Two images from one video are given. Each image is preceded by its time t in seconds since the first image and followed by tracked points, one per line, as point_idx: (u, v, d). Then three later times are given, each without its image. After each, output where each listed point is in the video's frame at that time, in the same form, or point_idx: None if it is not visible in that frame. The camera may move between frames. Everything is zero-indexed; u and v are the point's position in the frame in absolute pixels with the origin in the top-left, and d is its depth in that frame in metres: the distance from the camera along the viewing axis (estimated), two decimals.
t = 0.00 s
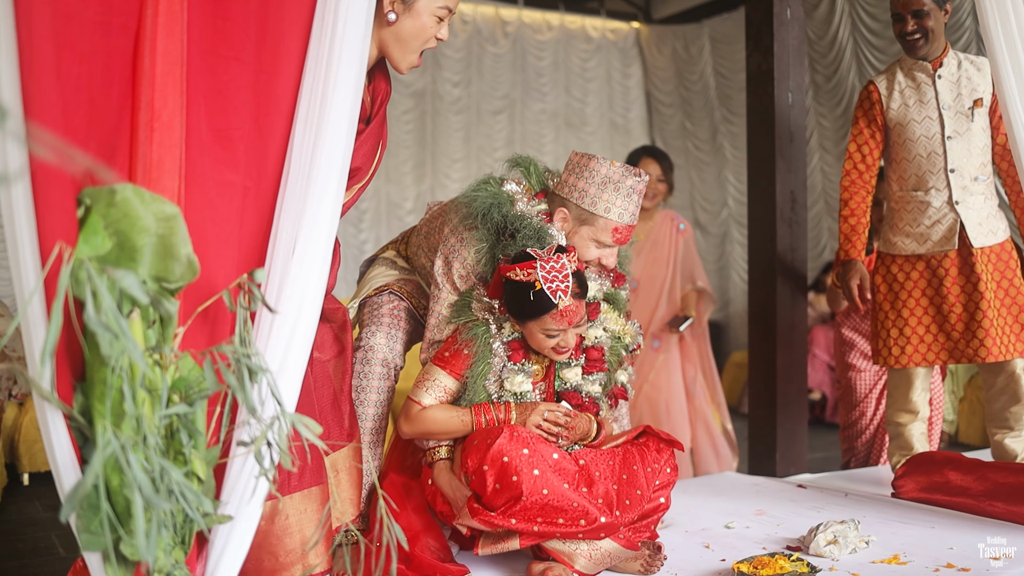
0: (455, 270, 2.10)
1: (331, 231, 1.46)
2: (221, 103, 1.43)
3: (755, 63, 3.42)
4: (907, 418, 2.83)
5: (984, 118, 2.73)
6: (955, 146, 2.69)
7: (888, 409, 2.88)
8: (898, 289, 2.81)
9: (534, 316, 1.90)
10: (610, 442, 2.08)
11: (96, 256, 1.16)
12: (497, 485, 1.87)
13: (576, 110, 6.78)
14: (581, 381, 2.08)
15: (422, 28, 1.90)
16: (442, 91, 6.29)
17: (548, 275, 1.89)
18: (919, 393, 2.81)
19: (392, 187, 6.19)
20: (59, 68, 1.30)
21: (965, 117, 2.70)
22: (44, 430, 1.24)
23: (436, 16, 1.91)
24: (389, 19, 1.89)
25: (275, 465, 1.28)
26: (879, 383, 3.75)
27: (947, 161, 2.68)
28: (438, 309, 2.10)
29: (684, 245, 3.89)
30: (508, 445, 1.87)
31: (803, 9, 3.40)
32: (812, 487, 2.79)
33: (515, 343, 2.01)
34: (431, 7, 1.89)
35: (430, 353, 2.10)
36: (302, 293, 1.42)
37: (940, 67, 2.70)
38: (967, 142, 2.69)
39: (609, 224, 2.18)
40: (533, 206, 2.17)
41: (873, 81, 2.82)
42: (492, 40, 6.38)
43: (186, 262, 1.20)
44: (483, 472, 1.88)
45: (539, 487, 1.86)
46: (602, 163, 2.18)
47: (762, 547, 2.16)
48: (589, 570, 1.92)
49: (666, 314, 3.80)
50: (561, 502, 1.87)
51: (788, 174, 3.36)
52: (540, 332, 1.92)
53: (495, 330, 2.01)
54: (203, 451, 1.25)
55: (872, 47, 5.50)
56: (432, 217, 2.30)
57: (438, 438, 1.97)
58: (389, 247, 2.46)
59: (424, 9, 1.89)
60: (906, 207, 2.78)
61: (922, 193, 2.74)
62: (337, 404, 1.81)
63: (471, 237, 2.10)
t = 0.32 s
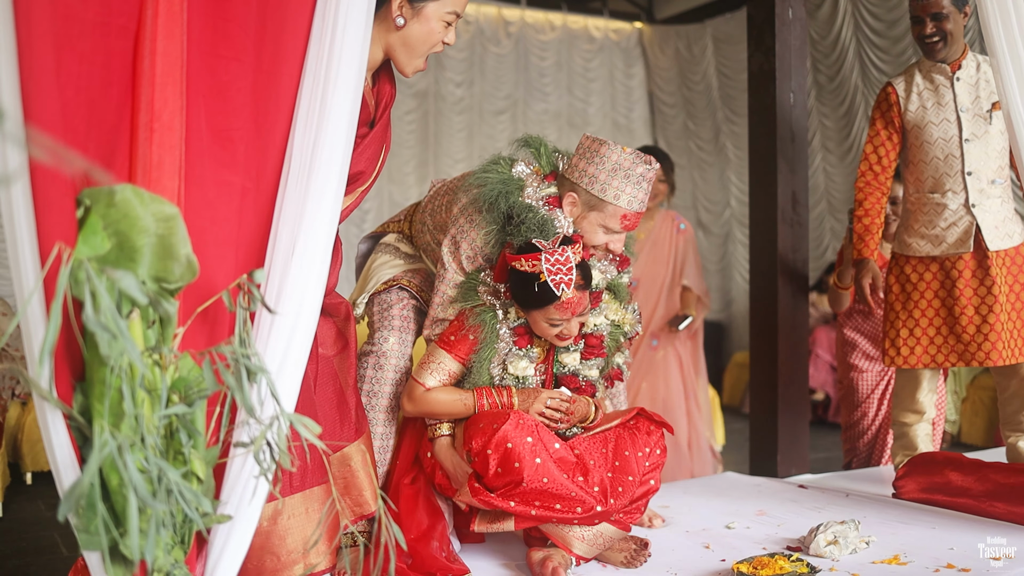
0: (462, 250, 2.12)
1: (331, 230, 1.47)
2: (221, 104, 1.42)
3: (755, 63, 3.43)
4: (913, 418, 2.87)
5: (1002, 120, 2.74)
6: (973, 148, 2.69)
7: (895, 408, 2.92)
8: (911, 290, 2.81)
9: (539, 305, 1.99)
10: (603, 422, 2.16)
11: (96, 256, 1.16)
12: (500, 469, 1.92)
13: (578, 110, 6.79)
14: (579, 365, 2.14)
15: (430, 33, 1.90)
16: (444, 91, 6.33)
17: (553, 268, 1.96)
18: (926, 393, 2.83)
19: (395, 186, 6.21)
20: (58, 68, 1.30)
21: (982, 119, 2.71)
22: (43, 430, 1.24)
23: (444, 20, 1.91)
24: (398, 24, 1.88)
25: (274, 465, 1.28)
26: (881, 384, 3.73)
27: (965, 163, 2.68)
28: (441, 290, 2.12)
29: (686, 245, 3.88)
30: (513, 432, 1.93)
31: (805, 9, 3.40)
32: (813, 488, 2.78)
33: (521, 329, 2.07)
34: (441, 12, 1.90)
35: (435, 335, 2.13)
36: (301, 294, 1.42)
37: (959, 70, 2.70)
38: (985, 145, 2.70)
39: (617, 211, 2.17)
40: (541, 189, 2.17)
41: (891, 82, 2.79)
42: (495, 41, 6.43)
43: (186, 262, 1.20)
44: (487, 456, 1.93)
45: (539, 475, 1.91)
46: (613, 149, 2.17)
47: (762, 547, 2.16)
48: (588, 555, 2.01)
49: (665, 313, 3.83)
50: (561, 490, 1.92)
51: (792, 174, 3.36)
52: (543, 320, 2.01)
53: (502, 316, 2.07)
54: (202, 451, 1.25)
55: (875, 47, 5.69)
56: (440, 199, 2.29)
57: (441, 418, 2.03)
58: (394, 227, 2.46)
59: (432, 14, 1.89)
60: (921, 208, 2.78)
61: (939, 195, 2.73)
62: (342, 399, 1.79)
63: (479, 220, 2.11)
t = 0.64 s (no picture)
0: (478, 228, 2.10)
1: (330, 233, 1.47)
2: (219, 107, 1.43)
3: (755, 65, 3.43)
4: (918, 417, 2.90)
5: None
6: (997, 152, 2.70)
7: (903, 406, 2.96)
8: (931, 292, 2.82)
9: (552, 294, 2.01)
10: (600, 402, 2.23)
11: (94, 260, 1.17)
12: (502, 448, 2.00)
13: (579, 110, 6.84)
14: (584, 349, 2.18)
15: (431, 35, 1.91)
16: (445, 92, 6.40)
17: (571, 259, 1.98)
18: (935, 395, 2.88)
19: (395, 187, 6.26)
20: (57, 73, 1.30)
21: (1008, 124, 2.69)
22: (42, 433, 1.25)
23: (444, 22, 1.93)
24: (399, 25, 1.89)
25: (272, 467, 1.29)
26: (882, 384, 3.69)
27: (988, 166, 2.70)
28: (453, 266, 2.12)
29: (691, 247, 3.95)
30: (519, 412, 2.00)
31: (805, 11, 3.40)
32: (811, 488, 2.79)
33: (530, 315, 2.11)
34: (442, 13, 1.91)
35: (443, 308, 2.15)
36: (300, 296, 1.42)
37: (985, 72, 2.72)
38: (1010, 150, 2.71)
39: (636, 198, 2.18)
40: (560, 170, 2.15)
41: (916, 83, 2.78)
42: (496, 42, 6.51)
43: (184, 265, 1.22)
44: (492, 435, 1.99)
45: (539, 459, 1.99)
46: (635, 137, 2.18)
47: (759, 548, 2.17)
48: (585, 531, 2.07)
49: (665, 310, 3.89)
50: (559, 475, 1.99)
51: (790, 177, 3.37)
52: (555, 309, 2.03)
53: (511, 299, 2.10)
54: (200, 453, 1.26)
55: (876, 47, 5.77)
56: (457, 169, 2.24)
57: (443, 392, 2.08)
58: (396, 198, 2.40)
59: (433, 16, 1.90)
60: (943, 210, 2.79)
61: (960, 198, 2.75)
62: (342, 399, 1.80)
63: (499, 201, 2.09)
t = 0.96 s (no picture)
0: (499, 206, 2.16)
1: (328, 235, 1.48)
2: (215, 111, 1.42)
3: (754, 67, 3.44)
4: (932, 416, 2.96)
5: None
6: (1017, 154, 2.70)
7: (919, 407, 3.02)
8: (948, 294, 2.87)
9: (570, 271, 2.04)
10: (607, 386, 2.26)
11: (91, 264, 1.18)
12: (513, 431, 2.05)
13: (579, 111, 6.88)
14: (595, 329, 2.22)
15: (427, 40, 1.92)
16: (446, 93, 6.45)
17: (591, 234, 2.00)
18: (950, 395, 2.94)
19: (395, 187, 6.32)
20: (55, 79, 1.29)
21: None
22: (39, 434, 1.25)
23: (440, 27, 1.94)
24: (396, 30, 1.90)
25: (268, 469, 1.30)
26: (881, 386, 3.68)
27: (1007, 168, 2.71)
28: (472, 243, 2.16)
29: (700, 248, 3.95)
30: (534, 399, 2.05)
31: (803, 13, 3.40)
32: (808, 490, 2.80)
33: (548, 294, 2.13)
34: (438, 18, 1.92)
35: (457, 286, 2.19)
36: (298, 298, 1.43)
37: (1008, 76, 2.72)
38: None
39: (654, 182, 2.20)
40: (583, 153, 2.20)
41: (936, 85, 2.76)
42: (496, 42, 6.56)
43: (182, 268, 1.23)
44: (505, 418, 2.04)
45: (549, 446, 2.03)
46: (656, 122, 2.20)
47: (755, 550, 2.18)
48: (588, 516, 2.09)
49: (675, 308, 3.86)
50: (565, 463, 2.03)
51: (788, 180, 3.38)
52: (572, 285, 2.06)
53: (531, 280, 2.12)
54: (197, 455, 1.27)
55: (875, 50, 5.86)
56: (475, 151, 2.28)
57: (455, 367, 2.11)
58: (410, 187, 2.42)
59: (430, 21, 1.91)
60: (962, 212, 2.80)
61: (979, 199, 2.76)
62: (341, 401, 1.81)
63: (522, 178, 2.16)
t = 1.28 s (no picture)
0: (520, 197, 2.19)
1: (322, 245, 1.49)
2: (210, 121, 1.44)
3: (750, 72, 3.45)
4: (967, 421, 2.95)
5: None
6: None
7: (949, 414, 3.01)
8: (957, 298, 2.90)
9: (591, 259, 2.06)
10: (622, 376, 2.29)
11: (89, 274, 1.20)
12: (526, 420, 2.10)
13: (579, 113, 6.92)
14: (612, 320, 2.25)
15: (417, 54, 1.94)
16: (445, 95, 6.49)
17: (613, 223, 2.03)
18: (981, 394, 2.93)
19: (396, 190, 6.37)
20: (52, 92, 1.31)
21: None
22: (37, 442, 1.27)
23: (431, 42, 1.97)
24: (386, 44, 1.92)
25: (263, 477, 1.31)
26: (877, 389, 3.68)
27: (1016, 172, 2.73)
28: (491, 234, 2.19)
29: (706, 249, 3.99)
30: (545, 389, 2.10)
31: (799, 17, 3.42)
32: (803, 493, 2.81)
33: (565, 284, 2.17)
34: (428, 33, 1.94)
35: (476, 275, 2.22)
36: (292, 308, 1.45)
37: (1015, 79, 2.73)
38: None
39: (672, 173, 2.26)
40: (602, 145, 2.25)
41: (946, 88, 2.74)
42: (496, 45, 6.59)
43: (178, 277, 1.25)
44: (519, 408, 2.10)
45: (559, 435, 2.08)
46: (674, 115, 2.25)
47: (749, 553, 2.20)
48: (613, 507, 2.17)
49: (684, 305, 3.85)
50: (576, 451, 2.09)
51: (785, 182, 3.40)
52: (591, 274, 2.08)
53: (546, 270, 2.15)
54: (193, 461, 1.29)
55: (874, 53, 5.87)
56: (493, 146, 2.32)
57: (470, 357, 2.15)
58: (426, 184, 2.44)
59: (421, 36, 1.93)
60: (968, 213, 2.81)
61: (986, 201, 2.77)
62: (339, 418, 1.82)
63: (544, 169, 2.20)
